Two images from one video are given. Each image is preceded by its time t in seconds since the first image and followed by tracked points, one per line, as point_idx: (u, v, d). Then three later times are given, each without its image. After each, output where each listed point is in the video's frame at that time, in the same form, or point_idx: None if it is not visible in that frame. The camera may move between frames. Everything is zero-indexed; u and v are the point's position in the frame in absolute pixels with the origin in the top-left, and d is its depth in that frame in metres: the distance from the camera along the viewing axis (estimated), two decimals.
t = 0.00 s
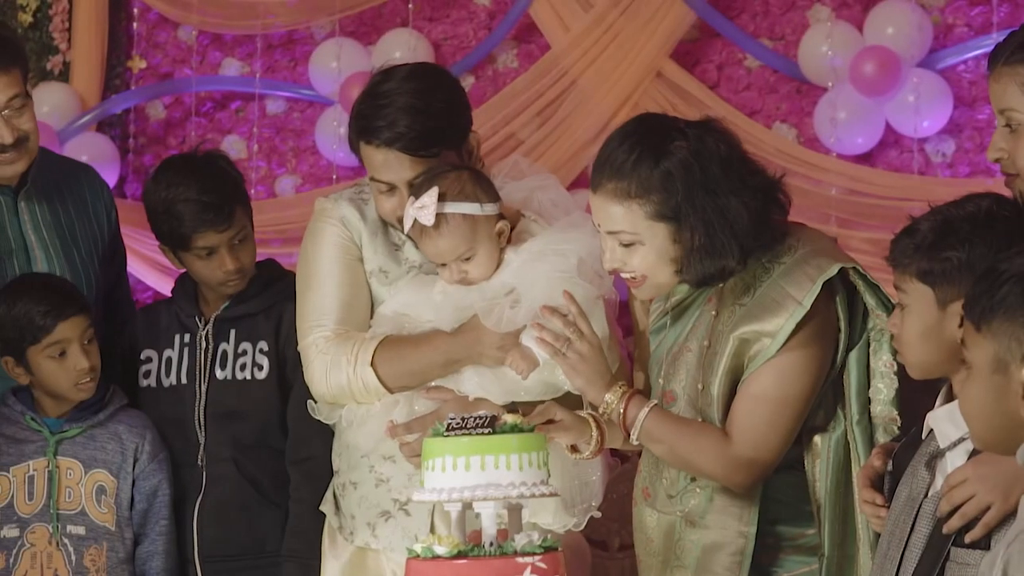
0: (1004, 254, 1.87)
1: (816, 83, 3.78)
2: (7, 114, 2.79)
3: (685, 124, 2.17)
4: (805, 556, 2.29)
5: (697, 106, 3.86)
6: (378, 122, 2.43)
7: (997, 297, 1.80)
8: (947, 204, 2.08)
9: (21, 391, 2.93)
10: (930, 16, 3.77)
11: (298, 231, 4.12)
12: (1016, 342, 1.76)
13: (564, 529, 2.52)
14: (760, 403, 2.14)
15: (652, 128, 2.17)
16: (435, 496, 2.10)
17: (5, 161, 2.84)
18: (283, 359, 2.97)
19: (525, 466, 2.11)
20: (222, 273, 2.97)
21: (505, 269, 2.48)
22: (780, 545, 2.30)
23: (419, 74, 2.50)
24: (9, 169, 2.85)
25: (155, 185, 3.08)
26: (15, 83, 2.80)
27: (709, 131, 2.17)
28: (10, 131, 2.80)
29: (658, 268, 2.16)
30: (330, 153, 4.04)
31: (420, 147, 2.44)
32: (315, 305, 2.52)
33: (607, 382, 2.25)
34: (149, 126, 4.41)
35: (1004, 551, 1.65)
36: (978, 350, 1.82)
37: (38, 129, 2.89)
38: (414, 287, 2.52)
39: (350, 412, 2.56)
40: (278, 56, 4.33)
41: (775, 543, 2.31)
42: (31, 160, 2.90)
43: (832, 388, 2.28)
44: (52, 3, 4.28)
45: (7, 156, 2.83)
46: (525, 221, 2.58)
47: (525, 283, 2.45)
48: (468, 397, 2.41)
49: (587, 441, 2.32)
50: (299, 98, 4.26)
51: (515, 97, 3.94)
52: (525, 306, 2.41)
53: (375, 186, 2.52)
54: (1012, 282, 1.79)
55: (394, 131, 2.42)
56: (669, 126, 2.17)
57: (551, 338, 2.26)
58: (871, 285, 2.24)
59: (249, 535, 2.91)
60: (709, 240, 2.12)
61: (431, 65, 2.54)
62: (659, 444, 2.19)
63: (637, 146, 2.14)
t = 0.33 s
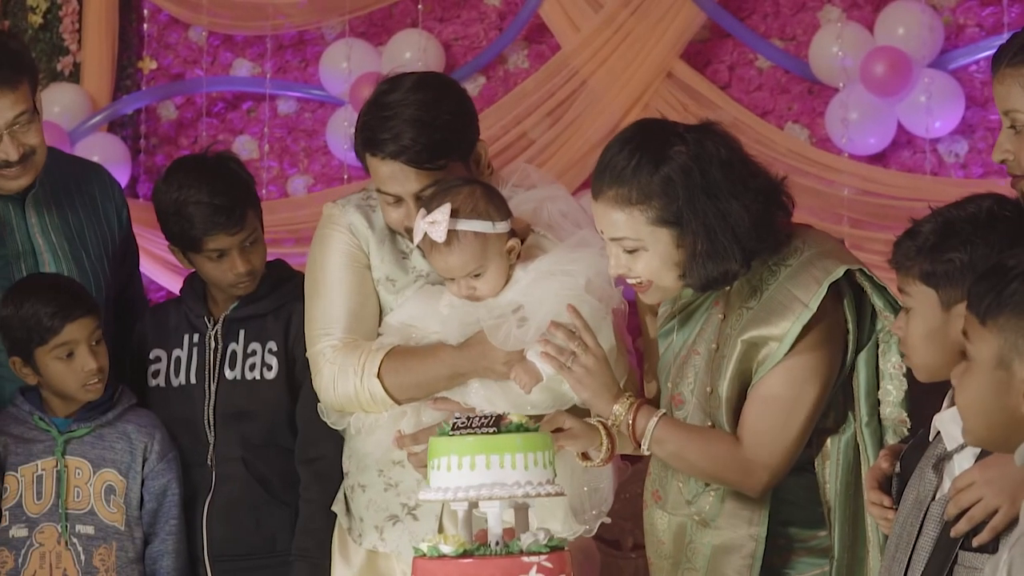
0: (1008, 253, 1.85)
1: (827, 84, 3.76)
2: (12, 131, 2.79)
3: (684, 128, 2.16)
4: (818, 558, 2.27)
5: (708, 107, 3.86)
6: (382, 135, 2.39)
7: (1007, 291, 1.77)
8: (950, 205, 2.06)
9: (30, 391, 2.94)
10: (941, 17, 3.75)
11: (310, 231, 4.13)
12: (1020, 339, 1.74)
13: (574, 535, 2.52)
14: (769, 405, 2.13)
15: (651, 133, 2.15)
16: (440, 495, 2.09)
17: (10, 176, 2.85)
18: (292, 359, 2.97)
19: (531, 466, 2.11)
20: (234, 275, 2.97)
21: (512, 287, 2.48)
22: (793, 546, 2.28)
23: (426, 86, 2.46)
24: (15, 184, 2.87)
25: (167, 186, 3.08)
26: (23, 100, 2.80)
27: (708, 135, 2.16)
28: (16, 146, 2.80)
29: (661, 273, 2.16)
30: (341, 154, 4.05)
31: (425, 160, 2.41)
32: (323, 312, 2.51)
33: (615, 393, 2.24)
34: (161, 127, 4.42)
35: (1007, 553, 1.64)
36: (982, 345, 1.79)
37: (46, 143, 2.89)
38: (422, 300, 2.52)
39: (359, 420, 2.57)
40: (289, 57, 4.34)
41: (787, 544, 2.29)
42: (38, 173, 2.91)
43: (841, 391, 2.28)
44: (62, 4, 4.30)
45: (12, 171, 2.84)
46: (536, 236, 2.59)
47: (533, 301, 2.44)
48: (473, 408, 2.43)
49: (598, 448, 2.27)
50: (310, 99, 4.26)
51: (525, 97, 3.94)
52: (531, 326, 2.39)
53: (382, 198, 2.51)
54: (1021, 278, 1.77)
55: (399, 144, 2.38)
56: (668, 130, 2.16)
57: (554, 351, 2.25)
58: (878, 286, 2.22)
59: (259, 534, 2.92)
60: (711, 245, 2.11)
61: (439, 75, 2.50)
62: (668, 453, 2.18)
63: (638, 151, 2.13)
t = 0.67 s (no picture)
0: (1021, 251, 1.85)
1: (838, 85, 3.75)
2: (22, 136, 2.81)
3: (683, 131, 2.16)
4: (829, 560, 2.27)
5: (718, 108, 3.85)
6: (392, 136, 2.38)
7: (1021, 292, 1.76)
8: (950, 206, 2.06)
9: (38, 391, 2.95)
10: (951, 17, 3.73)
11: (321, 232, 4.13)
12: None
13: (581, 541, 2.51)
14: (776, 408, 2.12)
15: (651, 136, 2.15)
16: (445, 495, 2.09)
17: (19, 180, 2.85)
18: (300, 359, 2.97)
19: (535, 467, 2.11)
20: (239, 275, 2.97)
21: (519, 295, 2.49)
22: (803, 548, 2.28)
23: (436, 89, 2.45)
24: (25, 189, 2.87)
25: (172, 186, 3.09)
26: (33, 106, 2.82)
27: (708, 136, 2.16)
28: (26, 151, 2.81)
29: (668, 276, 2.16)
30: (352, 155, 4.05)
31: (436, 163, 2.40)
32: (332, 316, 2.51)
33: (623, 398, 2.24)
34: (172, 128, 4.43)
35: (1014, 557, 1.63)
36: (989, 342, 1.79)
37: (56, 148, 2.90)
38: (429, 305, 2.51)
39: (367, 424, 2.57)
40: (300, 58, 4.34)
41: (798, 547, 2.29)
42: (47, 177, 2.91)
43: (851, 393, 2.26)
44: (71, 6, 4.31)
45: (21, 175, 2.84)
46: (545, 244, 2.59)
47: (540, 308, 2.44)
48: (478, 414, 2.44)
49: (608, 458, 2.31)
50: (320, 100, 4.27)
51: (534, 99, 3.94)
52: (538, 335, 2.38)
53: (390, 201, 2.48)
54: None
55: (409, 147, 2.37)
56: (668, 133, 2.15)
57: (560, 359, 2.26)
58: (885, 288, 2.20)
59: (269, 536, 2.91)
60: (715, 248, 2.09)
61: (449, 79, 2.49)
62: (677, 457, 2.18)
63: (639, 154, 2.12)
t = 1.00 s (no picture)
0: None
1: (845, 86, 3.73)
2: (32, 138, 2.81)
3: (674, 135, 2.15)
4: (835, 563, 2.25)
5: (725, 109, 3.85)
6: (400, 130, 2.38)
7: None
8: (953, 206, 2.05)
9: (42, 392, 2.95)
10: (959, 18, 3.72)
11: (329, 233, 4.14)
12: None
13: (588, 542, 2.50)
14: (782, 411, 2.11)
15: (640, 142, 2.15)
16: (449, 496, 2.09)
17: (28, 182, 2.86)
18: (307, 360, 2.97)
19: (539, 468, 2.10)
20: (246, 274, 2.97)
21: (522, 294, 2.48)
22: (810, 551, 2.27)
23: (446, 86, 2.45)
24: (33, 191, 2.88)
25: (183, 183, 3.09)
26: (43, 108, 2.82)
27: (698, 138, 2.14)
28: (35, 153, 2.82)
29: (670, 283, 2.16)
30: (359, 156, 4.05)
31: (444, 159, 2.40)
32: (337, 318, 2.51)
33: (628, 400, 2.23)
34: (180, 129, 4.43)
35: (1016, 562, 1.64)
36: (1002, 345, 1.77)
37: (64, 150, 2.91)
38: (434, 306, 2.50)
39: (372, 424, 2.57)
40: (307, 59, 4.35)
41: (804, 550, 2.28)
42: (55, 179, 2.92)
43: (857, 395, 2.24)
44: (78, 7, 4.31)
45: (30, 176, 2.85)
46: (546, 244, 2.58)
47: (544, 308, 2.43)
48: (485, 414, 2.44)
49: (615, 474, 2.31)
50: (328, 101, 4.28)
51: (540, 101, 3.92)
52: (540, 335, 2.38)
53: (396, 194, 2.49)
54: None
55: (416, 141, 2.37)
56: (658, 138, 2.15)
57: (564, 360, 2.26)
58: (889, 289, 2.18)
59: (275, 535, 2.89)
60: (710, 249, 2.08)
61: (460, 79, 2.50)
62: (683, 459, 2.18)
63: (631, 160, 2.12)
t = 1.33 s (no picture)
0: None
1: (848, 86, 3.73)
2: (42, 133, 2.82)
3: (672, 138, 2.14)
4: (837, 563, 2.25)
5: (728, 110, 3.85)
6: (399, 143, 2.37)
7: None
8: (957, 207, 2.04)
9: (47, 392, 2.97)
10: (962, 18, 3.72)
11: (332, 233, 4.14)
12: None
13: (590, 543, 2.50)
14: (784, 411, 2.11)
15: (639, 144, 2.14)
16: (452, 496, 2.09)
17: (36, 176, 2.86)
18: (308, 359, 2.95)
19: (541, 468, 2.10)
20: (249, 273, 2.97)
21: (528, 298, 2.50)
22: (811, 551, 2.27)
23: (445, 92, 2.42)
24: (40, 186, 2.87)
25: (186, 183, 3.09)
26: (54, 103, 2.84)
27: (697, 140, 2.14)
28: (45, 148, 2.82)
29: (669, 285, 2.15)
30: (362, 157, 4.06)
31: (442, 168, 2.38)
32: (341, 319, 2.51)
33: (627, 400, 2.23)
34: (183, 129, 4.43)
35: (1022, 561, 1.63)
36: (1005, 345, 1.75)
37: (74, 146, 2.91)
38: (439, 306, 2.51)
39: (376, 424, 2.57)
40: (311, 59, 4.35)
41: (806, 549, 2.28)
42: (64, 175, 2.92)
43: (860, 395, 2.23)
44: (82, 7, 4.32)
45: (39, 171, 2.85)
46: (554, 246, 2.59)
47: (549, 312, 2.45)
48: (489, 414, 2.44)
49: (618, 486, 2.31)
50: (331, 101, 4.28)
51: (543, 101, 3.92)
52: (542, 338, 2.40)
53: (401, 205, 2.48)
54: None
55: (415, 153, 2.36)
56: (655, 141, 2.14)
57: (563, 360, 2.26)
58: (892, 290, 2.18)
59: (278, 535, 2.88)
60: (706, 253, 2.09)
61: (458, 82, 2.48)
62: (684, 459, 2.17)
63: (629, 163, 2.12)
